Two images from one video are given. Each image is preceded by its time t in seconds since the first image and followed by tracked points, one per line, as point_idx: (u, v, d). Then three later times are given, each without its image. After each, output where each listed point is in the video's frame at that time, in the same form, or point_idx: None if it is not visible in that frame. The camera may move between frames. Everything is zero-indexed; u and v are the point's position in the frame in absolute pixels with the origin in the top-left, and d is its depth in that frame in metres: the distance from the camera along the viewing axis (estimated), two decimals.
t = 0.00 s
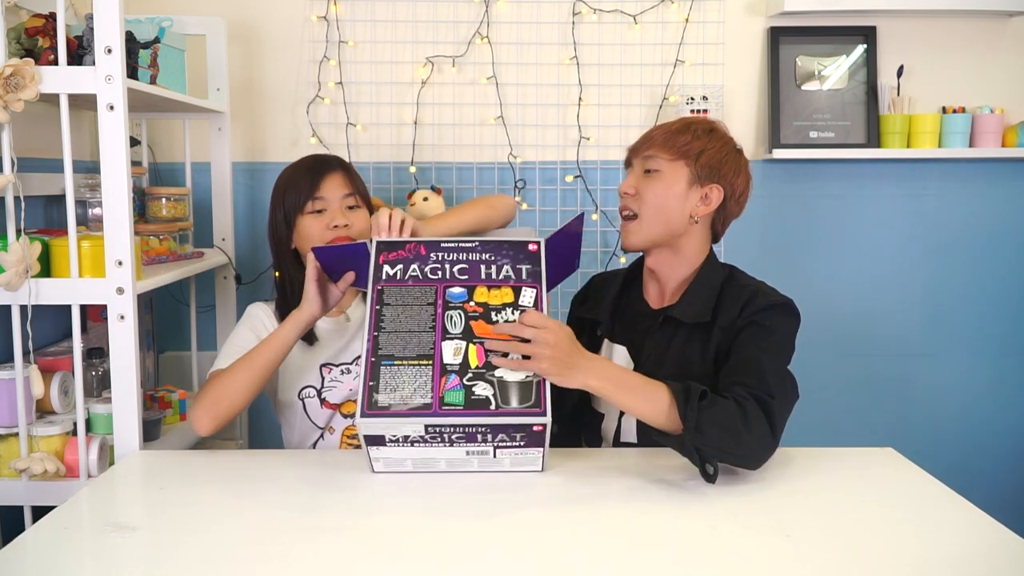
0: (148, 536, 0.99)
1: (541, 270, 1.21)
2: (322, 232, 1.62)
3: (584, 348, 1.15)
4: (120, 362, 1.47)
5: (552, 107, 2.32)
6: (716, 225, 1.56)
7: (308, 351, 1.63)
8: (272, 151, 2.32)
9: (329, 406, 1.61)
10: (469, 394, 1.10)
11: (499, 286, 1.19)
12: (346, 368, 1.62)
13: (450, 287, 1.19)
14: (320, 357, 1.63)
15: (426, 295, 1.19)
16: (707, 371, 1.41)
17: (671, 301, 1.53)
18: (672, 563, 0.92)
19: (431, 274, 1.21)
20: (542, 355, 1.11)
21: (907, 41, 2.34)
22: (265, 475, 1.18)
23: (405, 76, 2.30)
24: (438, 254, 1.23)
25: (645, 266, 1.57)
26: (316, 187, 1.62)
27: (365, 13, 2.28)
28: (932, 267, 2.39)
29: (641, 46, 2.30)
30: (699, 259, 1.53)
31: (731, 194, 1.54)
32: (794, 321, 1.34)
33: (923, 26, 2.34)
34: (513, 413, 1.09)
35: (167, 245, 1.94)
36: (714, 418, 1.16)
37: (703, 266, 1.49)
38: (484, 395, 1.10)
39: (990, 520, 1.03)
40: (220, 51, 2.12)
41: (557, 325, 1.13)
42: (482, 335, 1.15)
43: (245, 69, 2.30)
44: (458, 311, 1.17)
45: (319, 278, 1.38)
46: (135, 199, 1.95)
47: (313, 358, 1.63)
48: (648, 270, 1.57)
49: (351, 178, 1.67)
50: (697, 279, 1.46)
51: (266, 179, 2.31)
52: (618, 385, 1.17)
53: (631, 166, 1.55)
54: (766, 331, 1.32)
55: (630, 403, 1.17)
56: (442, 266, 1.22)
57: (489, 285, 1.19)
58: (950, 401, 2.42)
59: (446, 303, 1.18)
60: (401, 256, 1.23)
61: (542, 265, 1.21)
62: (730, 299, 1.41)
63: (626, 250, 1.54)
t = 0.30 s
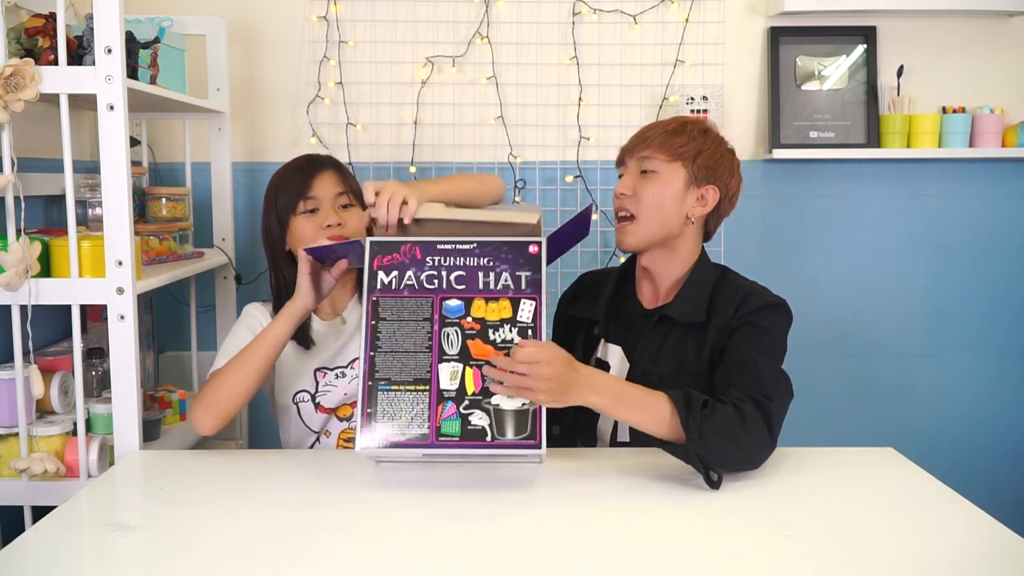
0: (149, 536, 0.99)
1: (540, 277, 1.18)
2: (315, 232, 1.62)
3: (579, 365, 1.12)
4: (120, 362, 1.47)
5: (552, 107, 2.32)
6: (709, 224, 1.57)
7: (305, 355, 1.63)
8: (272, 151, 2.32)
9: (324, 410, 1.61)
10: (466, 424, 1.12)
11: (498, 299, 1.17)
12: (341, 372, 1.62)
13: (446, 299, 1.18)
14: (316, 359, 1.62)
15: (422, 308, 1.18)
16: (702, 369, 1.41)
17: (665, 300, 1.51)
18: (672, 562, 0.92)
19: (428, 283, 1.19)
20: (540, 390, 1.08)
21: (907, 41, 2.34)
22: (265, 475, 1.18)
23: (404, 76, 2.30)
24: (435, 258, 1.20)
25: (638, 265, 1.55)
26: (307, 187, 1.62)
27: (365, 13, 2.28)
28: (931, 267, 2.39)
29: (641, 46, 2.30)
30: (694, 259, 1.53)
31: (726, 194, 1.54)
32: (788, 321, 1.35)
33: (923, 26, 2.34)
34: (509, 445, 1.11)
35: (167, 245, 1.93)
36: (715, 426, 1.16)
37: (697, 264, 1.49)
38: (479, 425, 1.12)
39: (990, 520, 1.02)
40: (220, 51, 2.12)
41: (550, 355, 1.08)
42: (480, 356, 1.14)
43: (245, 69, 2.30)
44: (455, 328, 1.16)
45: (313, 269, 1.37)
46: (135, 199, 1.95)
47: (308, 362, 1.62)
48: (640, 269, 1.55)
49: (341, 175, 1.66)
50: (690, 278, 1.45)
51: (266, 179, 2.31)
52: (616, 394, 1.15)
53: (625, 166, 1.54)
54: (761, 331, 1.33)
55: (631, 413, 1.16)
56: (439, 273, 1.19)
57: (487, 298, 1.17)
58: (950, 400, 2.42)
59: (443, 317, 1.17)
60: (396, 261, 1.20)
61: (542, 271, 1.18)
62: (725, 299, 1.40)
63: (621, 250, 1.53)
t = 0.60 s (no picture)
0: (148, 536, 0.99)
1: (537, 297, 1.13)
2: (305, 233, 1.60)
3: (572, 388, 1.15)
4: (120, 362, 1.47)
5: (552, 107, 2.32)
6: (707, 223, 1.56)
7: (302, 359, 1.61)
8: (272, 151, 2.32)
9: (319, 416, 1.60)
10: (462, 444, 1.13)
11: (493, 318, 1.14)
12: (337, 377, 1.61)
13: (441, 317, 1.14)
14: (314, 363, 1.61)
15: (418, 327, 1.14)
16: (702, 370, 1.41)
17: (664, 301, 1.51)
18: (672, 562, 0.92)
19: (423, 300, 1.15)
20: (535, 415, 1.10)
21: (907, 41, 2.34)
22: (265, 475, 1.18)
23: (405, 76, 2.30)
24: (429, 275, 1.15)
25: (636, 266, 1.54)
26: (294, 187, 1.61)
27: (365, 13, 2.28)
28: (931, 267, 2.39)
29: (641, 46, 2.30)
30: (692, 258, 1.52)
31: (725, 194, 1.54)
32: (785, 322, 1.36)
33: (922, 26, 2.34)
34: (505, 464, 1.13)
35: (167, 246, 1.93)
36: (710, 435, 1.16)
37: (695, 263, 1.48)
38: (475, 445, 1.13)
39: (990, 519, 1.02)
40: (220, 51, 2.12)
41: (546, 384, 1.10)
42: (476, 376, 1.13)
43: (245, 68, 2.30)
44: (451, 347, 1.14)
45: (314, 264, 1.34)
46: (135, 199, 1.95)
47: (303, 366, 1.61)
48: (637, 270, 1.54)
49: (327, 174, 1.65)
50: (688, 278, 1.45)
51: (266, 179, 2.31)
52: (610, 415, 1.17)
53: (625, 166, 1.52)
54: (760, 333, 1.33)
55: (627, 432, 1.18)
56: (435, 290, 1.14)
57: (483, 317, 1.14)
58: (949, 401, 2.42)
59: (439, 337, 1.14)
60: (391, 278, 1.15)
61: (539, 290, 1.13)
62: (723, 300, 1.40)
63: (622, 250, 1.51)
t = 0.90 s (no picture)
0: (149, 536, 0.99)
1: (532, 311, 1.08)
2: (298, 237, 1.59)
3: (568, 401, 1.11)
4: (120, 362, 1.47)
5: (552, 107, 2.32)
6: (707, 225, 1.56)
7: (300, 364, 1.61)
8: (272, 151, 2.32)
9: (318, 423, 1.60)
10: (461, 454, 1.13)
11: (488, 333, 1.09)
12: (335, 384, 1.60)
13: (437, 331, 1.11)
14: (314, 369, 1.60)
15: (414, 341, 1.11)
16: (704, 374, 1.40)
17: (666, 303, 1.51)
18: (672, 562, 0.92)
19: (419, 314, 1.11)
20: (532, 431, 1.08)
21: (907, 41, 2.34)
22: (266, 474, 1.18)
23: (405, 76, 2.30)
24: (424, 289, 1.10)
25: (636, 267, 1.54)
26: (284, 192, 1.59)
27: (365, 13, 2.28)
28: (931, 267, 2.39)
29: (641, 46, 2.30)
30: (692, 260, 1.52)
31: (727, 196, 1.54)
32: (787, 325, 1.37)
33: (922, 26, 2.34)
34: (502, 473, 1.14)
35: (167, 246, 1.94)
36: (706, 442, 1.15)
37: (696, 265, 1.48)
38: (473, 455, 1.13)
39: (989, 519, 1.02)
40: (220, 51, 2.12)
41: (541, 401, 1.07)
42: (473, 390, 1.11)
43: (245, 69, 2.30)
44: (447, 361, 1.11)
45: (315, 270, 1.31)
46: (135, 199, 1.95)
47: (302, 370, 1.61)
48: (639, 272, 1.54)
49: (315, 176, 1.64)
50: (691, 280, 1.45)
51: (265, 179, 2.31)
52: (607, 425, 1.15)
53: (628, 166, 1.49)
54: (761, 336, 1.34)
55: (624, 441, 1.16)
56: (429, 304, 1.10)
57: (477, 332, 1.09)
58: (949, 401, 2.42)
59: (435, 350, 1.11)
60: (386, 291, 1.11)
61: (533, 304, 1.08)
62: (726, 302, 1.41)
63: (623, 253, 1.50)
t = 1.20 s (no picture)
0: (150, 536, 0.99)
1: (534, 312, 1.08)
2: (293, 238, 1.58)
3: (571, 404, 1.11)
4: (120, 362, 1.47)
5: (552, 107, 2.32)
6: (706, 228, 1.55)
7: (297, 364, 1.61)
8: (272, 151, 2.32)
9: (316, 425, 1.59)
10: (463, 456, 1.13)
11: (490, 335, 1.09)
12: (331, 386, 1.61)
13: (438, 333, 1.10)
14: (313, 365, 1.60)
15: (415, 343, 1.11)
16: (705, 375, 1.40)
17: (667, 304, 1.51)
18: (673, 563, 0.92)
19: (420, 317, 1.11)
20: (537, 432, 1.08)
21: (907, 41, 2.34)
22: (266, 475, 1.19)
23: (405, 76, 2.30)
24: (425, 291, 1.10)
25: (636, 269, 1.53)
26: (278, 194, 1.58)
27: (365, 13, 2.28)
28: (931, 268, 2.39)
29: (641, 46, 2.30)
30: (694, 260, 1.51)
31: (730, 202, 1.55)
32: (787, 325, 1.37)
33: (922, 26, 2.34)
34: (505, 475, 1.14)
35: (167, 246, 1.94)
36: (709, 443, 1.15)
37: (696, 266, 1.47)
38: (475, 457, 1.13)
39: (990, 519, 1.03)
40: (220, 51, 2.12)
41: (545, 401, 1.07)
42: (475, 392, 1.11)
43: (245, 69, 2.30)
44: (449, 363, 1.11)
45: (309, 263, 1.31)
46: (135, 199, 1.95)
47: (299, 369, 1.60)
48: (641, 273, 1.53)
49: (309, 177, 1.64)
50: (692, 280, 1.44)
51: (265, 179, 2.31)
52: (608, 429, 1.15)
53: (643, 163, 1.47)
54: (761, 336, 1.34)
55: (626, 443, 1.16)
56: (430, 306, 1.10)
57: (479, 334, 1.09)
58: (950, 401, 2.42)
59: (436, 353, 1.11)
60: (387, 294, 1.11)
61: (536, 306, 1.07)
62: (726, 302, 1.41)
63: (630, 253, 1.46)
